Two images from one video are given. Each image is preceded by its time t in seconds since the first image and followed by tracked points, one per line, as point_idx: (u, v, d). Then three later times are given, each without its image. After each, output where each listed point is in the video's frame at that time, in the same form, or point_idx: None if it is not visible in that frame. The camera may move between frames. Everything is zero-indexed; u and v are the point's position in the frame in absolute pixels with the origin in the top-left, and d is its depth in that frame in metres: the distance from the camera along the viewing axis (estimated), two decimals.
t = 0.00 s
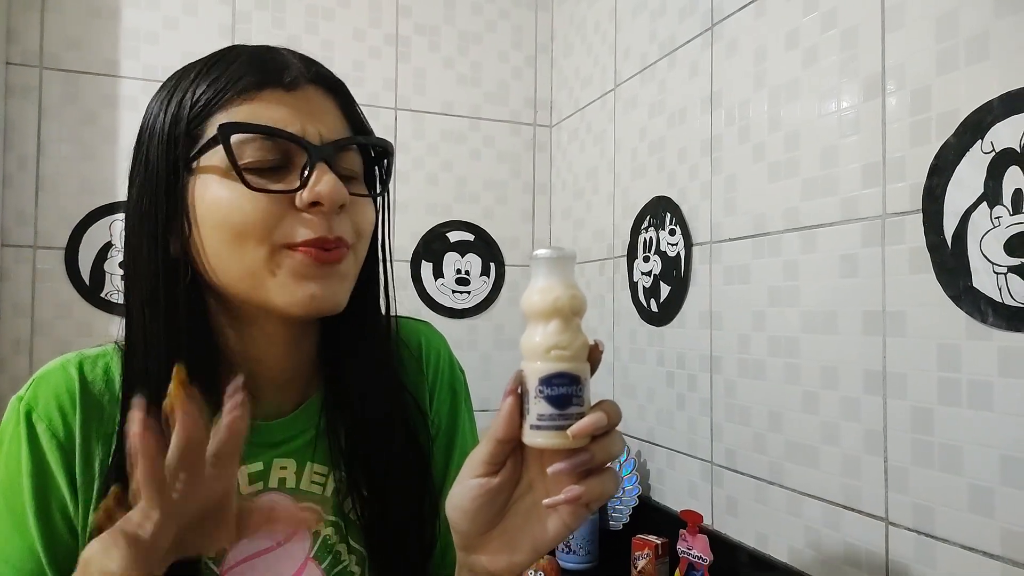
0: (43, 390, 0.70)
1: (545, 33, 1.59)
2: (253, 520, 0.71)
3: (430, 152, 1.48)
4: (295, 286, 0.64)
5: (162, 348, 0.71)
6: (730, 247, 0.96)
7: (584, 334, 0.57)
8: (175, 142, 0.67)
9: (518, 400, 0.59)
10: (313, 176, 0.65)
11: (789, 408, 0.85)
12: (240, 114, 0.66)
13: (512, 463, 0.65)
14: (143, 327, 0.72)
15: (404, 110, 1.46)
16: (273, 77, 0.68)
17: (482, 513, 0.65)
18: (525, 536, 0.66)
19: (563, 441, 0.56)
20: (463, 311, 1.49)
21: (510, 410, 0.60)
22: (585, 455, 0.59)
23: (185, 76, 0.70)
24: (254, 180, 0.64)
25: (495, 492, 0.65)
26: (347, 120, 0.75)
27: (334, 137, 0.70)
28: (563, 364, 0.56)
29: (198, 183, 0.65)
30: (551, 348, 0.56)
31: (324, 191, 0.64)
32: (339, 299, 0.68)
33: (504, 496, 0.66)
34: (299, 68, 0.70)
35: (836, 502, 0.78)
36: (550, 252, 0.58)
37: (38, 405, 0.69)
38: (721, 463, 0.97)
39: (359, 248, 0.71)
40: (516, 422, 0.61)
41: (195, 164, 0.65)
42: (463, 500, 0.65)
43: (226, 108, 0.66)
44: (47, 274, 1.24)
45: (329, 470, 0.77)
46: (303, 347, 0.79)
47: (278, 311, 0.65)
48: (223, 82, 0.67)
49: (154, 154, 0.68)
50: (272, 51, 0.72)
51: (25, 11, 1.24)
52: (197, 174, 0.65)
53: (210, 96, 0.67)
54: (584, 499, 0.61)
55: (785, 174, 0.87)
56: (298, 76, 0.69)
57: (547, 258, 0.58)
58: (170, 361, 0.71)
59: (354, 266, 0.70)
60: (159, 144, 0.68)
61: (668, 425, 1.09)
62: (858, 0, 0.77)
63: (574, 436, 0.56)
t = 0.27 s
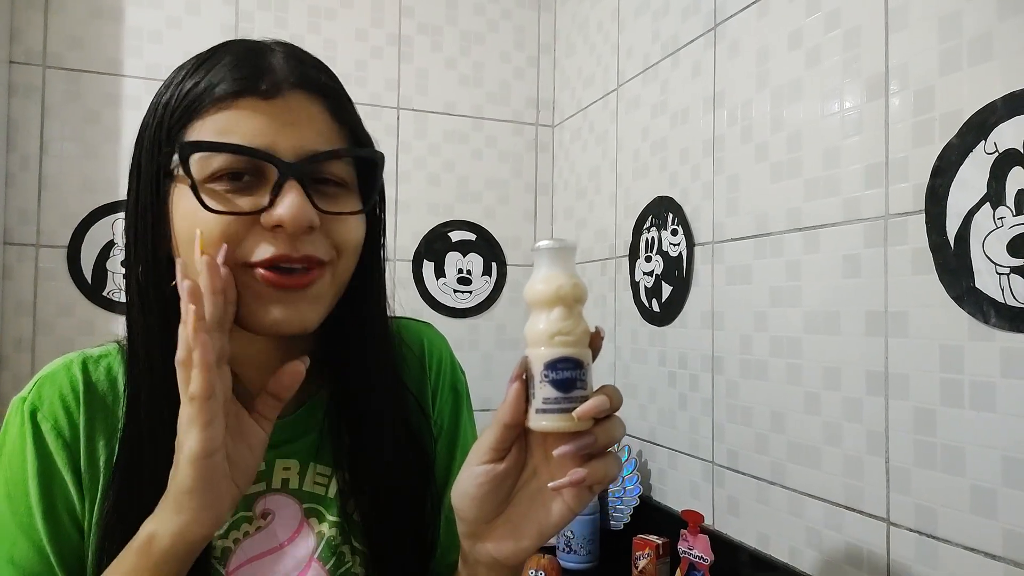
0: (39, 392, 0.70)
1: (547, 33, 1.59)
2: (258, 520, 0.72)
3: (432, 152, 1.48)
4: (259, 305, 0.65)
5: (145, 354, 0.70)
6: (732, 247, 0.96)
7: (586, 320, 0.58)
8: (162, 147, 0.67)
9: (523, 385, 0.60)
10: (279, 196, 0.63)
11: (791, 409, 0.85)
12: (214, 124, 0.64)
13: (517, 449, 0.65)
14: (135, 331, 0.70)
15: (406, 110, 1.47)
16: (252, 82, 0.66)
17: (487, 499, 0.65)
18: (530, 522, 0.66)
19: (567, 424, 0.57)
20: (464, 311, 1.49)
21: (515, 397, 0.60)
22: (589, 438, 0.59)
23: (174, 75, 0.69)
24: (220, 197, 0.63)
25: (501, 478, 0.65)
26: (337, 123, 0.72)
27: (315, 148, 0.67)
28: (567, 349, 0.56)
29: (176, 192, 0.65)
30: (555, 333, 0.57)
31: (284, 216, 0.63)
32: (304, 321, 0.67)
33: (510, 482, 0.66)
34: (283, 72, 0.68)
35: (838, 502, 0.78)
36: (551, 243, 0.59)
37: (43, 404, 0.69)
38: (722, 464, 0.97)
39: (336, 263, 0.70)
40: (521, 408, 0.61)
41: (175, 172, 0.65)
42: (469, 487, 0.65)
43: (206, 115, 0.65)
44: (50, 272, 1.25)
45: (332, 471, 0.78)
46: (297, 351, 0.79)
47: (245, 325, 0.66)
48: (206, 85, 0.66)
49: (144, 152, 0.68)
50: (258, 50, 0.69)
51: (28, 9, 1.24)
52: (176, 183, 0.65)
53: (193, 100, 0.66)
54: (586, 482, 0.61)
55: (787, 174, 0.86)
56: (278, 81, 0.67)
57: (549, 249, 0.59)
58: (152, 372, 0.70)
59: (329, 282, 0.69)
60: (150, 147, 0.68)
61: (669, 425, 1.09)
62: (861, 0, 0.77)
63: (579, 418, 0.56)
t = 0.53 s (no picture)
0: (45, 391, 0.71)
1: (549, 35, 1.59)
2: (261, 525, 0.71)
3: (433, 154, 1.48)
4: (275, 313, 0.65)
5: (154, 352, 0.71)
6: (734, 249, 0.96)
7: (582, 324, 0.58)
8: (168, 151, 0.67)
9: (520, 389, 0.60)
10: (295, 203, 0.64)
11: (793, 411, 0.85)
12: (227, 129, 0.64)
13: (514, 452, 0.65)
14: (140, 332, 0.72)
15: (408, 112, 1.47)
16: (262, 88, 0.66)
17: (489, 503, 0.65)
18: (527, 526, 0.66)
19: (563, 427, 0.57)
20: (466, 312, 1.49)
21: (512, 401, 0.61)
22: (586, 441, 0.60)
23: (183, 79, 0.69)
24: (236, 205, 0.63)
25: (499, 481, 0.65)
26: (346, 127, 0.72)
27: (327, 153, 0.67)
28: (564, 352, 0.56)
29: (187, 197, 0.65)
30: (551, 337, 0.57)
31: (302, 224, 0.63)
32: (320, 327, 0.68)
33: (507, 485, 0.66)
34: (292, 77, 0.68)
35: (840, 505, 0.78)
36: (546, 247, 0.60)
37: (44, 408, 0.70)
38: (724, 466, 0.97)
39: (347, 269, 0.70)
40: (518, 412, 0.61)
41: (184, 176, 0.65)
42: (469, 490, 0.65)
43: (218, 119, 0.65)
44: (52, 274, 1.25)
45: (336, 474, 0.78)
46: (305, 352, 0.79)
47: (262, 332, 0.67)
48: (213, 91, 0.66)
49: (154, 156, 0.68)
50: (266, 56, 0.70)
51: (32, 12, 1.24)
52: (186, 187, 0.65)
53: (200, 106, 0.66)
54: (585, 486, 0.61)
55: (789, 176, 0.87)
56: (289, 87, 0.67)
57: (543, 252, 0.60)
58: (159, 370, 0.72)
59: (341, 288, 0.70)
60: (155, 151, 0.68)
61: (671, 427, 1.09)
62: (863, 3, 0.77)
63: (576, 421, 0.57)
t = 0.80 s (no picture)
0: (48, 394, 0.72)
1: (547, 37, 1.60)
2: (268, 517, 0.75)
3: (431, 155, 1.49)
4: (253, 331, 0.66)
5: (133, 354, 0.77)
6: (730, 250, 0.96)
7: (566, 325, 0.58)
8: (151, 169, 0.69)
9: (502, 388, 0.61)
10: (266, 223, 0.64)
11: (788, 411, 0.85)
12: (202, 151, 0.65)
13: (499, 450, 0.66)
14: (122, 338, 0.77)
15: (405, 113, 1.47)
16: (231, 105, 0.66)
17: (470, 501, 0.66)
18: (510, 525, 0.66)
19: (541, 428, 0.57)
20: (463, 313, 1.49)
21: (494, 399, 0.62)
22: (565, 444, 0.60)
23: (163, 95, 0.70)
24: (210, 227, 0.64)
25: (482, 479, 0.66)
26: (326, 135, 0.71)
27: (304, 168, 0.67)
28: (544, 354, 0.57)
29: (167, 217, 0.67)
30: (532, 338, 0.57)
31: (273, 245, 0.63)
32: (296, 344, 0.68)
33: (492, 483, 0.67)
34: (263, 91, 0.67)
35: (834, 505, 0.78)
36: (533, 248, 0.59)
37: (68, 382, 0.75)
38: (720, 466, 0.97)
39: (331, 283, 0.71)
40: (500, 411, 0.62)
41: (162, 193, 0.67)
42: (452, 488, 0.66)
43: (192, 138, 0.66)
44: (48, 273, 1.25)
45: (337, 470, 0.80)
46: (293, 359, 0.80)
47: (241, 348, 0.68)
48: (187, 109, 0.67)
49: (135, 171, 0.71)
50: (238, 68, 0.69)
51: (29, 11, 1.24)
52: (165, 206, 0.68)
53: (176, 125, 0.67)
54: (564, 488, 0.61)
55: (785, 178, 0.87)
56: (258, 103, 0.66)
57: (530, 254, 0.60)
58: (144, 374, 0.77)
59: (322, 302, 0.70)
60: (138, 167, 0.70)
61: (667, 428, 1.09)
62: (859, 5, 0.77)
63: (553, 423, 0.57)
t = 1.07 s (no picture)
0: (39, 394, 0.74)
1: (537, 38, 1.60)
2: (268, 518, 0.76)
3: (421, 157, 1.48)
4: (236, 338, 0.67)
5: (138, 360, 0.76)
6: (720, 252, 0.96)
7: (563, 328, 0.59)
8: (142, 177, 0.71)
9: (496, 388, 0.62)
10: (241, 229, 0.64)
11: (779, 413, 0.85)
12: (181, 159, 0.66)
13: (496, 449, 0.67)
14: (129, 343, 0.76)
15: (395, 115, 1.46)
16: (208, 112, 0.66)
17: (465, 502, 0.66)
18: (505, 530, 0.66)
19: (532, 430, 0.57)
20: (455, 315, 1.49)
21: (489, 398, 0.62)
22: (556, 448, 0.60)
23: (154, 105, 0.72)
24: (191, 234, 0.66)
25: (479, 480, 0.66)
26: (305, 136, 0.70)
27: (280, 172, 0.67)
28: (539, 355, 0.57)
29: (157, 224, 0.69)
30: (528, 339, 0.57)
31: (246, 252, 0.64)
32: (277, 349, 0.69)
33: (489, 484, 0.67)
34: (239, 96, 0.68)
35: (826, 505, 0.78)
36: (535, 249, 0.60)
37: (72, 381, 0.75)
38: (712, 467, 0.97)
39: (314, 289, 0.70)
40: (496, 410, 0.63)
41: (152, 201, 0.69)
42: (449, 488, 0.66)
43: (173, 146, 0.67)
44: (36, 279, 1.24)
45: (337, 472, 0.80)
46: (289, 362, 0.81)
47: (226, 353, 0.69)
48: (170, 117, 0.68)
49: (132, 177, 0.72)
50: (219, 74, 0.70)
51: (14, 14, 1.23)
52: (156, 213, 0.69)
53: (161, 134, 0.68)
54: (556, 493, 0.61)
55: (774, 180, 0.87)
56: (233, 107, 0.66)
57: (532, 254, 0.60)
58: (144, 380, 0.76)
59: (306, 307, 0.70)
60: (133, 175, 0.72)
61: (659, 429, 1.09)
62: (847, 8, 0.77)
63: (543, 425, 0.57)
